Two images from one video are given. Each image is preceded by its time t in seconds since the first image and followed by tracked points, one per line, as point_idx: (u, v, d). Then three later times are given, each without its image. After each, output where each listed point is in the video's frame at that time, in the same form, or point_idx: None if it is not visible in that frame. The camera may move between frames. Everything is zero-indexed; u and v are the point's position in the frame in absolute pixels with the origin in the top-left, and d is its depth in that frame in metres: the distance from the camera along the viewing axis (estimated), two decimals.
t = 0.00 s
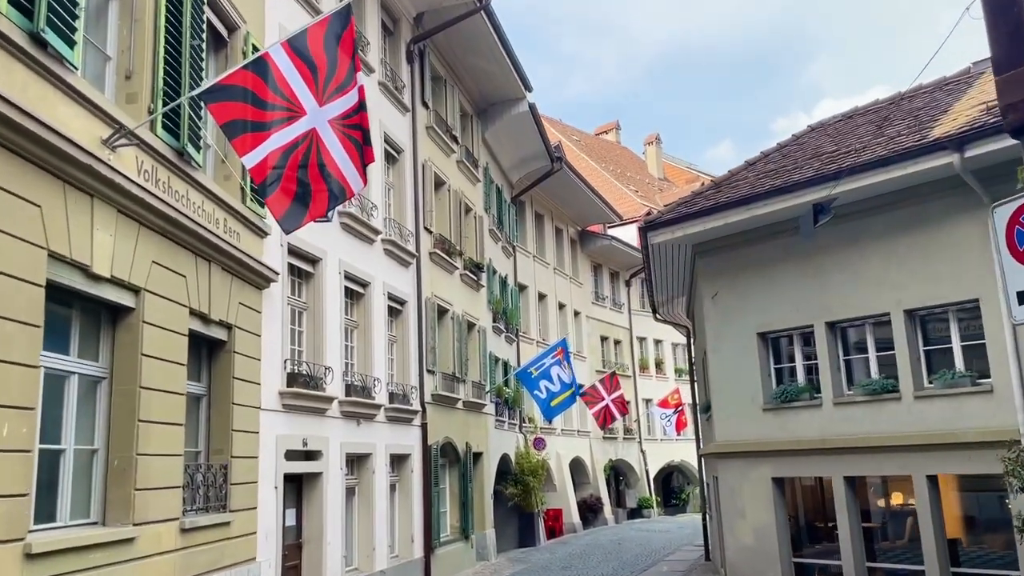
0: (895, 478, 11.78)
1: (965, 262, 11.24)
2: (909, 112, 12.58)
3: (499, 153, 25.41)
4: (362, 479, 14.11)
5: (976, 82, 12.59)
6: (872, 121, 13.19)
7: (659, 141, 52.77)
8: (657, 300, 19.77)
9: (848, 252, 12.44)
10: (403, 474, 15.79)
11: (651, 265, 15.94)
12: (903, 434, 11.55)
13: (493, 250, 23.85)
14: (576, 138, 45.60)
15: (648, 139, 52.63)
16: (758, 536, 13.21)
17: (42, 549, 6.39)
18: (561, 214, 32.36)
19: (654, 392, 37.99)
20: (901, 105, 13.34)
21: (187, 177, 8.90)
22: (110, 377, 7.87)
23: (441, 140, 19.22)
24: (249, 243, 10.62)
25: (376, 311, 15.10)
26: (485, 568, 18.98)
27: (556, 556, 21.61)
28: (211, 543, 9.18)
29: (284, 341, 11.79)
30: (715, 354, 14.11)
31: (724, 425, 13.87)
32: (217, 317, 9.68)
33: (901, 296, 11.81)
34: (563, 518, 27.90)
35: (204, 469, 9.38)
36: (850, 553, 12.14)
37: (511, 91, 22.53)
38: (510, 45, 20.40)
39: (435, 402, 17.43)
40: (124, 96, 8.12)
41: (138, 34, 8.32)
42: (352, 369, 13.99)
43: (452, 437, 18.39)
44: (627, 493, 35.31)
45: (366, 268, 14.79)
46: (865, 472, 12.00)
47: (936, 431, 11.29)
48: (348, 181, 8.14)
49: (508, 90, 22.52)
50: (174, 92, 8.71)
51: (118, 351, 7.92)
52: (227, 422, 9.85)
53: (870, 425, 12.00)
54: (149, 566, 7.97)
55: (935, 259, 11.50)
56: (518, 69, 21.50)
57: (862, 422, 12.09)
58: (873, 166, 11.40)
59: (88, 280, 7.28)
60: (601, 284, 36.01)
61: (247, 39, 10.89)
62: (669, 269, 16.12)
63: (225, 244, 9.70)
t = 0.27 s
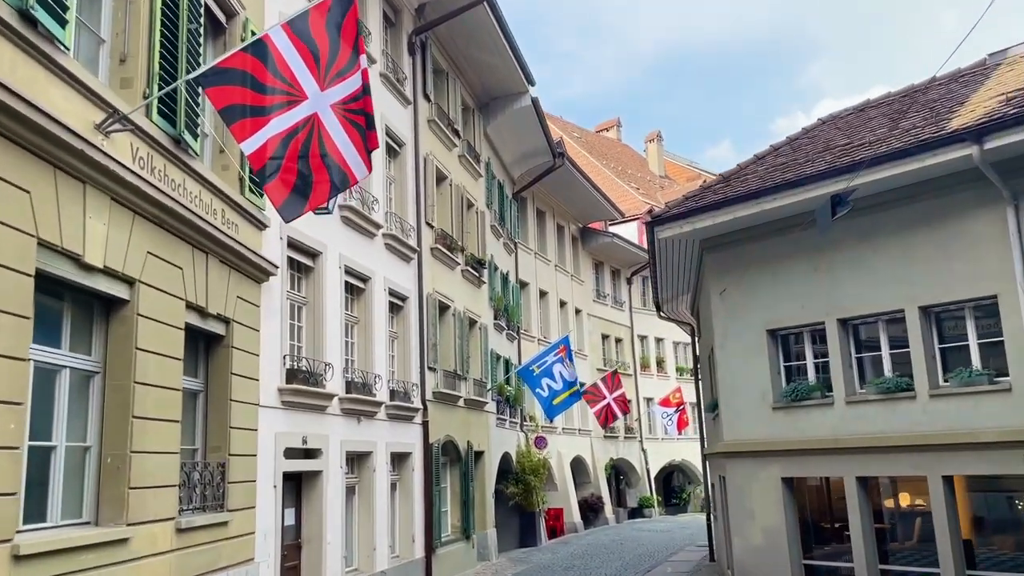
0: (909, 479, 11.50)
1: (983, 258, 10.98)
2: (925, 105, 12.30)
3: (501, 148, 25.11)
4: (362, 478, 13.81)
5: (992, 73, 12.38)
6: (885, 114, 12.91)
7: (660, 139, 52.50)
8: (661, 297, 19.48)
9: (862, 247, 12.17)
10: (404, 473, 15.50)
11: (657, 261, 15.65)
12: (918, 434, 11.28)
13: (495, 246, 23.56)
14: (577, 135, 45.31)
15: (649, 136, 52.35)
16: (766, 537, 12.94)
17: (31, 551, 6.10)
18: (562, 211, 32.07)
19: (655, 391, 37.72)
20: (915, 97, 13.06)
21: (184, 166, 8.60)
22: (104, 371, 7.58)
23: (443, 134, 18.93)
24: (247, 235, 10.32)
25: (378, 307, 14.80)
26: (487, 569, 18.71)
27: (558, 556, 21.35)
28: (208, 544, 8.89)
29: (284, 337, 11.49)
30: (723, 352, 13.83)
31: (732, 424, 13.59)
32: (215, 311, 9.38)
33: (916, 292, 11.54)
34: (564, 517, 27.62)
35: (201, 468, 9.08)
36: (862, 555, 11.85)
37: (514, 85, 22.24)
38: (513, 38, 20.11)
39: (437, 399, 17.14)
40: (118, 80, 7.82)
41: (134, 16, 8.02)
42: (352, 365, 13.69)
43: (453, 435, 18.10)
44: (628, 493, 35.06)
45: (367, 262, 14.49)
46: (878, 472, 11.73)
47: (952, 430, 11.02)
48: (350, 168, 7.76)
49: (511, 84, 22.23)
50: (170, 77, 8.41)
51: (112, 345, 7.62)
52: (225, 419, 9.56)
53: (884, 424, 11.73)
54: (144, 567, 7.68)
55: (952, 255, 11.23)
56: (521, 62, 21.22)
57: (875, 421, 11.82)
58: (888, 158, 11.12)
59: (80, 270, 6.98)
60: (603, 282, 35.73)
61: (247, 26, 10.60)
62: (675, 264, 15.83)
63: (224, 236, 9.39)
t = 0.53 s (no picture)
0: (925, 471, 11.23)
1: (1002, 244, 10.70)
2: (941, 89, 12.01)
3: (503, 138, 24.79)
4: (364, 469, 13.53)
5: (1010, 57, 12.10)
6: (900, 98, 12.63)
7: (662, 132, 52.16)
8: (667, 288, 19.19)
9: (876, 234, 11.89)
10: (406, 465, 15.22)
11: (664, 250, 15.37)
12: (935, 425, 11.01)
13: (497, 237, 23.27)
14: (578, 128, 44.98)
15: (651, 130, 52.01)
16: (776, 531, 12.69)
17: (20, 540, 5.81)
18: (565, 203, 31.77)
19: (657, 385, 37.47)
20: (930, 82, 12.78)
21: (182, 143, 8.30)
22: (98, 355, 7.29)
23: (446, 121, 18.62)
24: (247, 218, 10.02)
25: (380, 296, 14.51)
26: (489, 563, 18.44)
27: (560, 550, 21.11)
28: (206, 535, 8.60)
29: (284, 324, 11.19)
30: (732, 342, 13.55)
31: (741, 415, 13.32)
32: (213, 294, 9.09)
33: (933, 280, 11.27)
34: (565, 512, 27.37)
35: (199, 456, 8.79)
36: (875, 550, 11.58)
37: (517, 73, 21.93)
38: (517, 24, 19.79)
39: (439, 390, 16.86)
40: (113, 52, 7.53)
41: None
42: (354, 354, 13.40)
43: (455, 427, 17.83)
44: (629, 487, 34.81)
45: (369, 249, 14.20)
46: (892, 464, 11.46)
47: (969, 421, 10.76)
48: (355, 143, 7.45)
49: (514, 72, 21.92)
50: (167, 50, 8.12)
51: (107, 327, 7.33)
52: (224, 407, 9.27)
53: (898, 415, 11.46)
54: (140, 559, 7.40)
55: (970, 241, 10.95)
56: (525, 49, 20.90)
57: (889, 411, 11.56)
58: (905, 142, 10.84)
59: (73, 248, 6.69)
60: (605, 275, 35.45)
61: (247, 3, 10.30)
62: (683, 253, 15.55)
63: (223, 217, 9.10)
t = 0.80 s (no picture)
0: (939, 466, 10.98)
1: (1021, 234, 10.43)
2: (957, 76, 11.74)
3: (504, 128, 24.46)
4: (364, 463, 13.25)
5: None
6: (914, 86, 12.34)
7: (662, 124, 51.78)
8: (671, 280, 18.91)
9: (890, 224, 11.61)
10: (407, 459, 14.94)
11: (670, 241, 15.08)
12: (950, 419, 10.75)
13: (498, 229, 22.96)
14: (578, 119, 44.60)
15: (651, 122, 51.64)
16: (785, 527, 12.44)
17: (8, 538, 5.52)
18: (565, 195, 31.45)
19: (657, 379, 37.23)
20: (945, 69, 12.49)
21: (178, 125, 7.99)
22: (90, 344, 6.99)
23: (447, 110, 18.28)
24: (245, 204, 9.71)
25: (380, 287, 14.20)
26: (490, 558, 18.18)
27: (561, 545, 20.87)
28: (203, 531, 8.31)
29: (283, 314, 10.89)
30: (741, 335, 13.28)
31: (750, 409, 13.07)
32: (210, 283, 8.77)
33: (949, 271, 10.99)
34: (565, 507, 27.14)
35: (196, 450, 8.50)
36: (888, 546, 11.35)
37: (519, 62, 21.58)
38: (519, 12, 19.44)
39: (440, 383, 16.57)
40: (105, 29, 7.22)
41: None
42: (354, 346, 13.10)
43: (456, 421, 17.56)
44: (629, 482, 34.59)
45: (370, 239, 13.89)
46: (905, 459, 11.21)
47: (986, 415, 10.50)
48: (360, 123, 7.24)
49: (516, 61, 21.57)
50: (162, 28, 7.80)
51: (99, 316, 7.02)
52: (221, 399, 8.98)
53: (913, 409, 11.20)
54: (134, 557, 7.11)
55: (988, 231, 10.68)
56: (527, 38, 20.56)
57: (903, 406, 11.30)
58: (921, 129, 10.56)
59: (63, 232, 6.38)
60: (605, 268, 35.14)
61: None
62: (689, 244, 15.26)
63: (220, 202, 8.79)
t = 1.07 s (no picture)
0: (951, 457, 10.74)
1: None
2: (970, 59, 11.48)
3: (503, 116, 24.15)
4: (362, 453, 12.98)
5: None
6: (926, 69, 12.08)
7: (660, 116, 51.46)
8: (673, 269, 18.64)
9: (902, 210, 11.36)
10: (405, 450, 14.68)
11: (674, 228, 14.81)
12: (963, 409, 10.52)
13: (496, 218, 22.65)
14: (575, 110, 44.25)
15: (648, 113, 51.32)
16: (791, 519, 12.22)
17: None
18: (563, 185, 31.16)
19: (654, 371, 37.02)
20: (957, 52, 12.22)
21: (171, 99, 7.67)
22: (79, 325, 6.69)
23: (446, 95, 17.97)
24: (241, 184, 9.40)
25: (378, 274, 13.91)
26: (489, 550, 17.94)
27: (560, 538, 20.65)
28: (197, 521, 8.03)
29: (279, 299, 10.59)
30: (746, 323, 13.02)
31: (755, 400, 12.82)
32: (205, 264, 8.47)
33: (962, 257, 10.75)
34: (563, 499, 26.93)
35: (189, 437, 8.20)
36: (897, 539, 11.12)
37: (519, 48, 21.27)
38: None
39: (439, 373, 16.29)
40: None
41: None
42: (352, 333, 12.80)
43: (454, 411, 17.29)
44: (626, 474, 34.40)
45: (368, 224, 13.58)
46: (915, 450, 10.98)
47: (1000, 405, 10.26)
48: (363, 94, 6.98)
49: (515, 47, 21.25)
50: None
51: (88, 295, 6.72)
52: (216, 385, 8.68)
53: (924, 399, 10.96)
54: (126, 547, 6.81)
55: (1003, 217, 10.43)
56: (528, 23, 20.24)
57: (914, 395, 11.06)
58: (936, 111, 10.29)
59: (50, 205, 6.07)
60: (603, 260, 34.87)
61: None
62: (693, 231, 14.99)
63: (215, 181, 8.48)
